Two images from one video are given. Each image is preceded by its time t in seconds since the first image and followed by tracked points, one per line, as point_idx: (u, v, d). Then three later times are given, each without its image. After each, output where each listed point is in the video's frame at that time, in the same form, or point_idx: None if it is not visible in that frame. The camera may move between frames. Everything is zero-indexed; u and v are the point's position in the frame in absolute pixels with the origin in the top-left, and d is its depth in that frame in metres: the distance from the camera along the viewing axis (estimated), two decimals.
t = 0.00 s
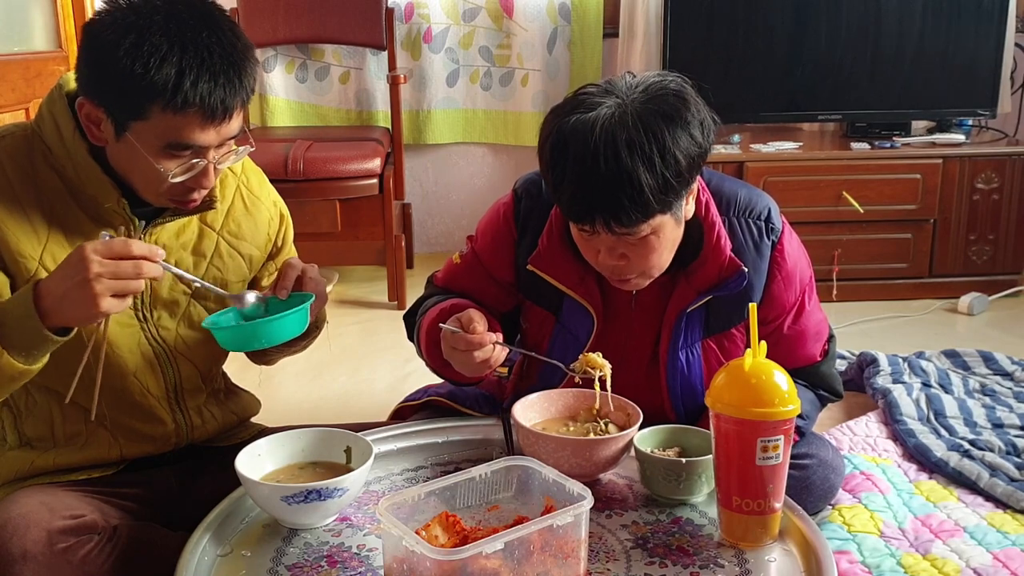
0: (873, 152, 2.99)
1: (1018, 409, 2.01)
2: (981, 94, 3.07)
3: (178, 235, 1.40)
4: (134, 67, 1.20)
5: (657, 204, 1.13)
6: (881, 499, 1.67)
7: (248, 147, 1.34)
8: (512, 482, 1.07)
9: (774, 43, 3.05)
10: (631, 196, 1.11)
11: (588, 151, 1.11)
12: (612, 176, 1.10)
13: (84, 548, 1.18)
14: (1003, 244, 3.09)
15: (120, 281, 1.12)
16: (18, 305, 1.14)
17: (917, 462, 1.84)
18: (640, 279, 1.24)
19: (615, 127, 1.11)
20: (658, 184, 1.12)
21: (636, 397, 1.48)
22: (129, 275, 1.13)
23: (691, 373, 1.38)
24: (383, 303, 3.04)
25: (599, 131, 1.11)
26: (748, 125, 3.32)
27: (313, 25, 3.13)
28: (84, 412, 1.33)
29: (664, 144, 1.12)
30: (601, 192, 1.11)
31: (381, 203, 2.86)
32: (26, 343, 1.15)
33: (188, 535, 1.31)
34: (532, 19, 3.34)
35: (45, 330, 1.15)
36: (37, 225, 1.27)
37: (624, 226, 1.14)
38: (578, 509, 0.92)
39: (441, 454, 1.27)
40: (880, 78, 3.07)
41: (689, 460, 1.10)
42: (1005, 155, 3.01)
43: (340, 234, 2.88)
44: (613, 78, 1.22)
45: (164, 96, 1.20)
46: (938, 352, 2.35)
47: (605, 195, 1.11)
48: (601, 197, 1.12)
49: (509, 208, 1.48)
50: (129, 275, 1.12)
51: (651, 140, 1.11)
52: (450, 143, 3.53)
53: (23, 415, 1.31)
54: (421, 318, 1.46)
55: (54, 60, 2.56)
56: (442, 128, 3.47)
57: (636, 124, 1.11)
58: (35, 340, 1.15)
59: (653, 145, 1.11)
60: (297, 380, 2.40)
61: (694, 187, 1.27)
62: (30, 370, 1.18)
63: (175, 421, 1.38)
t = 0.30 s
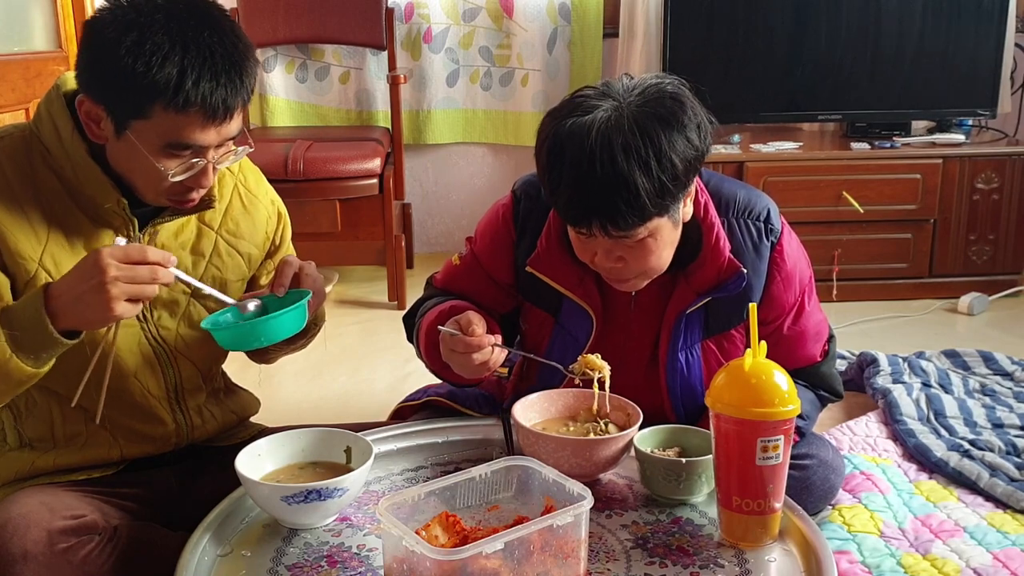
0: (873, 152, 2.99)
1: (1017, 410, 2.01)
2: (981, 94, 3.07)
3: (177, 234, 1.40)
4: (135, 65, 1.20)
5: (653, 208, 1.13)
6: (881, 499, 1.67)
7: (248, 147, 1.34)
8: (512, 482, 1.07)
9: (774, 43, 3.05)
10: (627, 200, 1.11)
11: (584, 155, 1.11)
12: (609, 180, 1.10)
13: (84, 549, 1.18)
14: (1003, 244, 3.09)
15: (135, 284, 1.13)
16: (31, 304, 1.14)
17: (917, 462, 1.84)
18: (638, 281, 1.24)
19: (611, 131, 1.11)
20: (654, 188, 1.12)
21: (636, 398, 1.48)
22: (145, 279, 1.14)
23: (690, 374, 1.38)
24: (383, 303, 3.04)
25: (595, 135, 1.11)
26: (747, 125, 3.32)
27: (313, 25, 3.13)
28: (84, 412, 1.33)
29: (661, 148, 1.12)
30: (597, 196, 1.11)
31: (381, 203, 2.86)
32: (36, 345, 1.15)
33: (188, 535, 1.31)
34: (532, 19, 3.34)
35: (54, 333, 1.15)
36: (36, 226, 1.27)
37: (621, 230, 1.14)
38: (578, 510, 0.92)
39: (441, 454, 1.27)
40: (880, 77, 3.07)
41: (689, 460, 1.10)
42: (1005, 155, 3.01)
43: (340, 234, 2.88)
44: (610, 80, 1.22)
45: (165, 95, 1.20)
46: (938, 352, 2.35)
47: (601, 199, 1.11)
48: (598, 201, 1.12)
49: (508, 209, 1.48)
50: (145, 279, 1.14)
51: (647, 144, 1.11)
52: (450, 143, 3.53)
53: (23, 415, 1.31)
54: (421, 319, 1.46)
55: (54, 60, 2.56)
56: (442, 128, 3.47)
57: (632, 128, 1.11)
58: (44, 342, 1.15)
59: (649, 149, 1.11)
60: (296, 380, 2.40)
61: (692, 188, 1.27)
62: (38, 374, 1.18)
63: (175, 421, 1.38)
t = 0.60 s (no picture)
0: (873, 152, 2.99)
1: (1018, 410, 2.01)
2: (981, 94, 3.08)
3: (177, 235, 1.40)
4: (136, 72, 1.20)
5: (650, 208, 1.13)
6: (881, 499, 1.67)
7: (246, 156, 1.34)
8: (512, 482, 1.07)
9: (774, 43, 3.05)
10: (624, 200, 1.11)
11: (581, 156, 1.11)
12: (606, 180, 1.10)
13: (84, 549, 1.18)
14: (1003, 244, 3.09)
15: (122, 301, 1.12)
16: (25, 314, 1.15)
17: (917, 462, 1.84)
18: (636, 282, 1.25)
19: (608, 131, 1.11)
20: (651, 189, 1.12)
21: (635, 398, 1.48)
22: (130, 296, 1.13)
23: (690, 374, 1.38)
24: (383, 303, 3.04)
25: (592, 136, 1.11)
26: (747, 125, 3.32)
27: (313, 25, 3.13)
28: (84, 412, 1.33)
29: (658, 148, 1.12)
30: (594, 196, 1.11)
31: (381, 203, 2.86)
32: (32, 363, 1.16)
33: (188, 535, 1.31)
34: (532, 19, 3.35)
35: (50, 348, 1.15)
36: (35, 227, 1.27)
37: (618, 230, 1.14)
38: (578, 510, 0.92)
39: (441, 454, 1.27)
40: (880, 77, 3.07)
41: (689, 460, 1.10)
42: (1005, 155, 3.01)
43: (340, 234, 2.88)
44: (608, 80, 1.22)
45: (164, 102, 1.20)
46: (938, 352, 2.35)
47: (598, 200, 1.11)
48: (595, 201, 1.12)
49: (507, 208, 1.48)
50: (130, 295, 1.12)
51: (644, 144, 1.11)
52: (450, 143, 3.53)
53: (24, 415, 1.31)
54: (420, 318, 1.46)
55: (54, 60, 2.56)
56: (442, 128, 3.47)
57: (629, 129, 1.11)
58: (40, 358, 1.16)
59: (646, 149, 1.11)
60: (296, 380, 2.40)
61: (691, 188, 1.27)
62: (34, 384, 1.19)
63: (175, 422, 1.38)
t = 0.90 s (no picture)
0: (873, 152, 2.99)
1: (1018, 410, 2.01)
2: (981, 94, 3.08)
3: (177, 237, 1.40)
4: (141, 77, 1.20)
5: (650, 215, 1.13)
6: (881, 499, 1.67)
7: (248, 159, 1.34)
8: (512, 483, 1.07)
9: (774, 43, 3.05)
10: (624, 209, 1.11)
11: (580, 165, 1.11)
12: (605, 189, 1.11)
13: (84, 548, 1.18)
14: (1003, 244, 3.09)
15: (124, 298, 1.12)
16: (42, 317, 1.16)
17: (917, 462, 1.84)
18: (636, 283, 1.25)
19: (607, 140, 1.10)
20: (650, 197, 1.12)
21: (635, 397, 1.48)
22: (133, 293, 1.13)
23: (690, 374, 1.38)
24: (383, 303, 3.04)
25: (591, 144, 1.10)
26: (747, 125, 3.32)
27: (313, 25, 3.13)
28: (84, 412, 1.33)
29: (656, 156, 1.11)
30: (594, 205, 1.12)
31: (381, 203, 2.86)
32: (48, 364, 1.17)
33: (188, 535, 1.31)
34: (532, 19, 3.35)
35: (64, 350, 1.16)
36: (34, 228, 1.27)
37: (618, 237, 1.15)
38: (578, 510, 0.92)
39: (441, 453, 1.27)
40: (880, 77, 3.07)
41: (689, 459, 1.10)
42: (1005, 155, 3.01)
43: (340, 234, 2.88)
44: (606, 82, 1.21)
45: (169, 108, 1.20)
46: (938, 352, 2.35)
47: (598, 208, 1.12)
48: (595, 210, 1.12)
49: (509, 208, 1.48)
50: (133, 293, 1.13)
51: (643, 152, 1.11)
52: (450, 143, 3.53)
53: (23, 415, 1.31)
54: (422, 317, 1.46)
55: (54, 60, 2.56)
56: (442, 128, 3.47)
57: (628, 137, 1.11)
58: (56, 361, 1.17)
59: (645, 158, 1.11)
60: (296, 380, 2.40)
61: (692, 189, 1.27)
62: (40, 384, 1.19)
63: (175, 423, 1.38)
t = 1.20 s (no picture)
0: (873, 152, 2.99)
1: (1018, 410, 2.01)
2: (981, 94, 3.08)
3: (176, 236, 1.39)
4: (132, 77, 1.20)
5: (646, 222, 1.13)
6: (881, 499, 1.67)
7: (244, 158, 1.34)
8: (512, 482, 1.07)
9: (774, 43, 3.05)
10: (620, 216, 1.11)
11: (576, 172, 1.11)
12: (601, 196, 1.10)
13: (84, 548, 1.18)
14: (1003, 244, 3.09)
15: (144, 294, 1.16)
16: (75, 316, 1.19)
17: (917, 462, 1.84)
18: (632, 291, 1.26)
19: (602, 148, 1.10)
20: (646, 204, 1.12)
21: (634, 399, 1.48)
22: (152, 290, 1.16)
23: (689, 376, 1.39)
24: (383, 303, 3.04)
25: (587, 152, 1.10)
26: (747, 125, 3.32)
27: (313, 25, 3.13)
28: (84, 412, 1.33)
29: (652, 164, 1.11)
30: (590, 212, 1.11)
31: (381, 203, 2.86)
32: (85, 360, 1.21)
33: (188, 535, 1.31)
34: (532, 19, 3.35)
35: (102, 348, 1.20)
36: (33, 228, 1.27)
37: (614, 244, 1.14)
38: (578, 510, 0.92)
39: (441, 454, 1.27)
40: (880, 77, 3.07)
41: (689, 459, 1.10)
42: (1005, 155, 3.01)
43: (340, 234, 2.88)
44: (602, 88, 1.22)
45: (161, 107, 1.20)
46: (938, 352, 2.35)
47: (594, 215, 1.12)
48: (591, 217, 1.12)
49: (506, 210, 1.48)
50: (152, 290, 1.16)
51: (639, 160, 1.10)
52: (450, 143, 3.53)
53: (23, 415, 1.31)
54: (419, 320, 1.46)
55: (54, 60, 2.56)
56: (442, 128, 3.47)
57: (624, 144, 1.11)
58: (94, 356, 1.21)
59: (641, 164, 1.11)
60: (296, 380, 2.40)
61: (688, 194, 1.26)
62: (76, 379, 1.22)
63: (175, 422, 1.38)
